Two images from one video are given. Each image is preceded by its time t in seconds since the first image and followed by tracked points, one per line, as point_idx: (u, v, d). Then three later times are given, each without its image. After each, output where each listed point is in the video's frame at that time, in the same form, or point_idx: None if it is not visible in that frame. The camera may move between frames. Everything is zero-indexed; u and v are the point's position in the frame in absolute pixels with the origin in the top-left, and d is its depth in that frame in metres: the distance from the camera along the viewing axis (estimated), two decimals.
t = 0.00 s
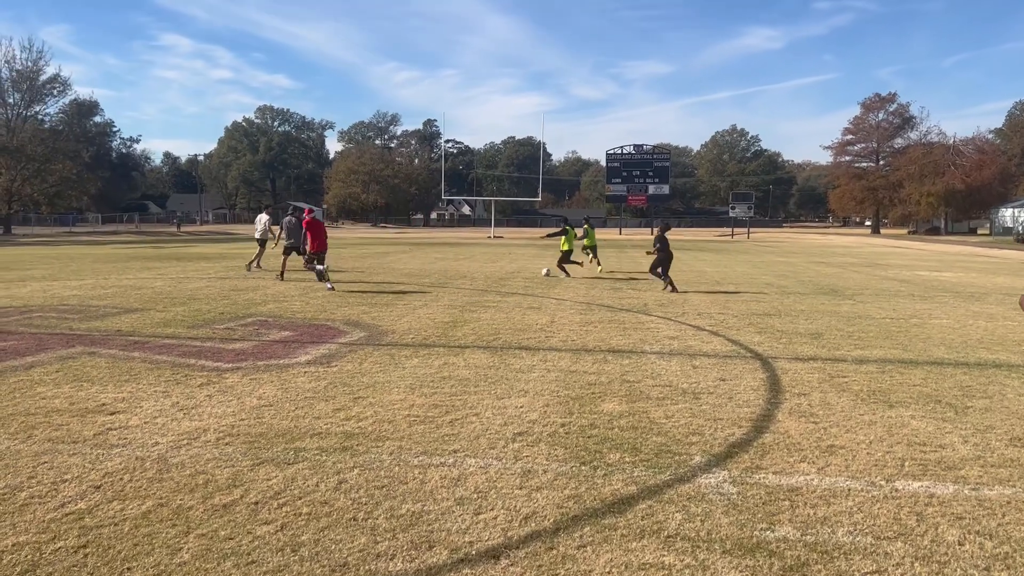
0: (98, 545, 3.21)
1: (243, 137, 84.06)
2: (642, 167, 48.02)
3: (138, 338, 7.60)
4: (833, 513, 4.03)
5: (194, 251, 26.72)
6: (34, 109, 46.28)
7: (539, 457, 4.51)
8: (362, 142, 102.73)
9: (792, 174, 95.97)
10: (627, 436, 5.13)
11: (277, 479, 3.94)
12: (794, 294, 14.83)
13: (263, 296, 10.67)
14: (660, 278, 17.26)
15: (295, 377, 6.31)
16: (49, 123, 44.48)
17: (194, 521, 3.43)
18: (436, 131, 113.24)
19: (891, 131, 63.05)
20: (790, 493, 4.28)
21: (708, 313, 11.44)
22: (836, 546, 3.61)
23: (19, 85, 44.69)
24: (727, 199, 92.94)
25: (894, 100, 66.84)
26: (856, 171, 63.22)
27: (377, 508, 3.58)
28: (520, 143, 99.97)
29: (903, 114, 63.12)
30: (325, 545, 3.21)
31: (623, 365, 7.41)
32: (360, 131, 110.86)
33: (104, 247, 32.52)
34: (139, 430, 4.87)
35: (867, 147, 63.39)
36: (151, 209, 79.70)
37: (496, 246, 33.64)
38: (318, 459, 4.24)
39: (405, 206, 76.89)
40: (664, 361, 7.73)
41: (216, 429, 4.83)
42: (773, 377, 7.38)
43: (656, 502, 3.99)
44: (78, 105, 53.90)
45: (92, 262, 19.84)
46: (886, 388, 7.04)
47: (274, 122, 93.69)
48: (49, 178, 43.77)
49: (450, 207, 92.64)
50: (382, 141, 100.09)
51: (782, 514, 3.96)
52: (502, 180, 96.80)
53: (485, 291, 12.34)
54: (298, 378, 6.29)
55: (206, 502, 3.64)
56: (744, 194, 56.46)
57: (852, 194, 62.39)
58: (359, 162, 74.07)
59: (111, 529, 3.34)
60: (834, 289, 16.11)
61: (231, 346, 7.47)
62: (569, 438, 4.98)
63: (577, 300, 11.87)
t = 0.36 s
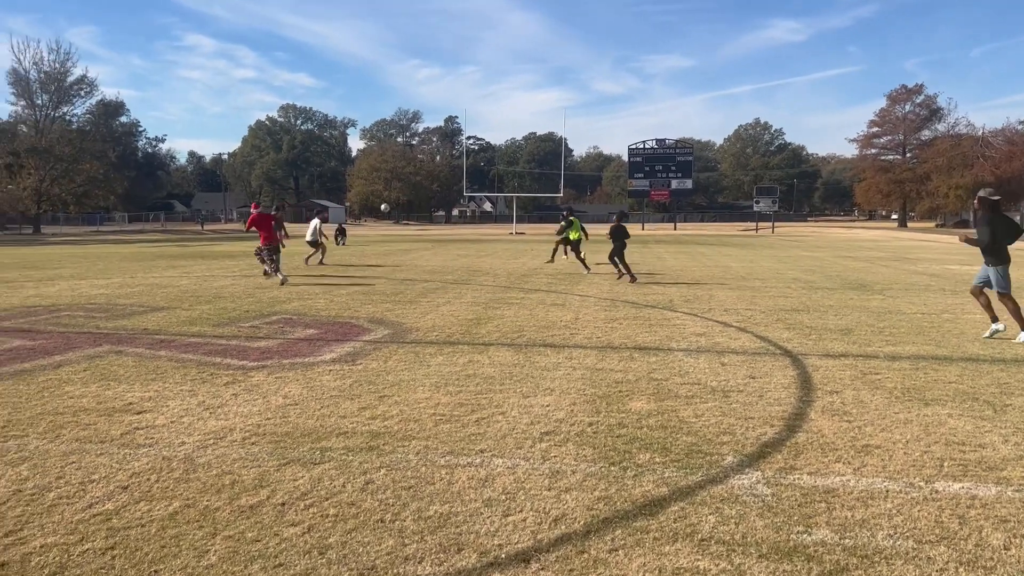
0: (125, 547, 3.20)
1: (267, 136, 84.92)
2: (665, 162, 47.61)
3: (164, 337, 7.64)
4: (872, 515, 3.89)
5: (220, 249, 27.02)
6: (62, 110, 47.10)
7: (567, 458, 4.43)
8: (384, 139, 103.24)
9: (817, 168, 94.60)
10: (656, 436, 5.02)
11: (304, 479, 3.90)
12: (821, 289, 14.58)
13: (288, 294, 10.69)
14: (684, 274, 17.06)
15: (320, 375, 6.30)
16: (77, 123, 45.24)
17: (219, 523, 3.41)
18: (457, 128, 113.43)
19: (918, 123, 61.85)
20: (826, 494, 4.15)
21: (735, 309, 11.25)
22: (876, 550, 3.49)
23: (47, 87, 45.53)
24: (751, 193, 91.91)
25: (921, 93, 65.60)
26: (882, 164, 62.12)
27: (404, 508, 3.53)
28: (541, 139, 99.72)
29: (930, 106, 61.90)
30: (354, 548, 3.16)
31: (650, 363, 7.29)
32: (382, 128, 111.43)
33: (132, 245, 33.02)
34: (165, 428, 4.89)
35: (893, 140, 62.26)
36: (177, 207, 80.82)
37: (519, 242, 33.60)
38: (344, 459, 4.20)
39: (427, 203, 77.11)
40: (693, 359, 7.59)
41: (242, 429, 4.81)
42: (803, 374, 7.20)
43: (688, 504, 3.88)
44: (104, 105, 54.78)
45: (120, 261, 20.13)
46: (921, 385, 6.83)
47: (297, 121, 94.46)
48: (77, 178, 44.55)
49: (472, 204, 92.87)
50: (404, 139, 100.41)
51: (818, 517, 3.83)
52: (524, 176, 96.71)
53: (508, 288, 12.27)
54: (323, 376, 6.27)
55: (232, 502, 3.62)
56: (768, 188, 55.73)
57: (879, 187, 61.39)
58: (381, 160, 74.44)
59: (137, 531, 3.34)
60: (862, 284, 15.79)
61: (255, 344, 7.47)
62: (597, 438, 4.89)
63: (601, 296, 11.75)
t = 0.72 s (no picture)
0: (208, 544, 3.32)
1: (333, 138, 87.27)
2: (731, 160, 46.49)
3: (240, 335, 7.85)
4: (971, 530, 3.60)
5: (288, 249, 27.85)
6: (140, 115, 49.49)
7: (643, 463, 4.30)
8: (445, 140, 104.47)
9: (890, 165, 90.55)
10: (735, 442, 4.81)
11: (380, 479, 3.94)
12: (898, 291, 13.88)
13: (356, 293, 10.87)
14: (752, 274, 16.53)
15: (391, 374, 6.34)
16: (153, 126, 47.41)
17: (298, 522, 3.49)
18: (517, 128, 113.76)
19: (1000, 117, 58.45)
20: (918, 507, 3.87)
21: (809, 311, 10.81)
22: (977, 567, 3.22)
23: (125, 92, 47.90)
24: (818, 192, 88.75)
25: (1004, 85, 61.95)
26: (959, 160, 59.05)
27: (480, 512, 3.51)
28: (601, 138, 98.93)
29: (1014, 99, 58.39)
30: (431, 551, 3.15)
31: (723, 366, 7.04)
32: (444, 130, 112.84)
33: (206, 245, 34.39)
34: (243, 426, 5.01)
35: (972, 136, 59.09)
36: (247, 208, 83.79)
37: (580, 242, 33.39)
38: (419, 459, 4.22)
39: (488, 203, 77.60)
40: (768, 362, 7.30)
41: (317, 427, 4.89)
42: (885, 379, 6.81)
43: (772, 514, 3.68)
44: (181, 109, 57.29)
45: (197, 260, 20.96)
46: (1018, 393, 6.33)
47: (361, 123, 96.53)
48: (153, 179, 46.70)
49: (532, 204, 92.84)
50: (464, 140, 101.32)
51: (911, 530, 3.57)
52: (585, 176, 96.24)
53: (573, 288, 12.14)
54: (394, 375, 6.31)
55: (311, 501, 3.70)
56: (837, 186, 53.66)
57: (955, 186, 58.34)
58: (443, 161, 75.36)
59: (220, 529, 3.45)
60: (945, 286, 14.93)
61: (327, 342, 7.60)
62: (673, 443, 4.73)
63: (669, 297, 11.49)
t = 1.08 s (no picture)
0: (318, 536, 3.57)
1: (431, 141, 89.60)
2: (836, 161, 44.21)
3: (344, 332, 8.14)
4: None
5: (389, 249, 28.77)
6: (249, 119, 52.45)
7: (748, 472, 4.17)
8: (537, 142, 104.95)
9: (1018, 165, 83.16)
10: (847, 453, 4.53)
11: (481, 477, 4.21)
12: None
13: (454, 293, 11.05)
14: (860, 280, 15.58)
15: (489, 374, 6.41)
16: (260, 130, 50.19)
17: (405, 517, 3.74)
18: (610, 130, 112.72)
19: None
20: None
21: (923, 319, 10.05)
22: None
23: (236, 98, 50.89)
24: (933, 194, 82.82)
25: None
26: None
27: (581, 516, 3.64)
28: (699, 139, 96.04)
29: None
30: (535, 553, 3.31)
31: (832, 374, 6.64)
32: (538, 133, 113.39)
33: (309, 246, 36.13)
34: (349, 421, 5.29)
35: None
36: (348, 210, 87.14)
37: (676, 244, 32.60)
38: (518, 460, 4.47)
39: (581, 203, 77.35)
40: (881, 371, 6.80)
41: (419, 424, 5.19)
42: (1014, 393, 6.19)
43: (890, 531, 3.42)
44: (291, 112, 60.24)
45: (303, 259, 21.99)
46: None
47: (458, 125, 98.27)
48: (260, 181, 49.40)
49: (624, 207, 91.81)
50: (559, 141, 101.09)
51: None
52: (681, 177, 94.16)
53: (670, 291, 11.85)
54: (492, 375, 6.38)
55: (416, 497, 3.97)
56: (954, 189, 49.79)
57: None
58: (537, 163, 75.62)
59: (329, 521, 3.71)
60: None
61: (426, 341, 7.75)
62: (781, 453, 4.50)
63: (771, 302, 10.99)
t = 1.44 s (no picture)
0: (391, 531, 3.68)
1: (512, 141, 90.28)
2: (931, 162, 41.64)
3: (421, 330, 8.31)
4: None
5: (468, 249, 29.19)
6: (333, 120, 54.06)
7: (829, 483, 4.02)
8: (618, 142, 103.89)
9: None
10: (937, 468, 4.24)
11: (555, 479, 4.21)
12: None
13: (530, 293, 11.10)
14: (958, 286, 14.60)
15: (564, 375, 6.42)
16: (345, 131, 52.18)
17: (475, 515, 3.80)
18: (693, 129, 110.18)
19: None
20: None
21: None
22: None
23: (322, 99, 52.69)
24: None
25: None
26: None
27: (655, 521, 3.58)
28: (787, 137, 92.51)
29: None
30: (606, 557, 3.29)
31: (924, 385, 6.23)
32: (620, 133, 112.17)
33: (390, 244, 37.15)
34: (424, 418, 5.42)
35: None
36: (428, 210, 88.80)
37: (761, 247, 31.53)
38: (592, 462, 4.45)
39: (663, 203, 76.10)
40: (977, 382, 6.34)
41: (493, 423, 5.24)
42: None
43: (982, 550, 3.21)
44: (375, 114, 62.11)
45: (384, 258, 22.64)
46: None
47: (538, 125, 98.43)
48: (343, 181, 51.07)
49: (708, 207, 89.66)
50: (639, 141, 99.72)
51: None
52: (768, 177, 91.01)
53: (752, 294, 11.46)
54: (566, 376, 6.37)
55: (488, 496, 4.01)
56: None
57: None
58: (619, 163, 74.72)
59: (402, 517, 3.82)
60: None
61: (501, 341, 7.81)
62: (866, 465, 4.30)
63: (859, 308, 10.46)
